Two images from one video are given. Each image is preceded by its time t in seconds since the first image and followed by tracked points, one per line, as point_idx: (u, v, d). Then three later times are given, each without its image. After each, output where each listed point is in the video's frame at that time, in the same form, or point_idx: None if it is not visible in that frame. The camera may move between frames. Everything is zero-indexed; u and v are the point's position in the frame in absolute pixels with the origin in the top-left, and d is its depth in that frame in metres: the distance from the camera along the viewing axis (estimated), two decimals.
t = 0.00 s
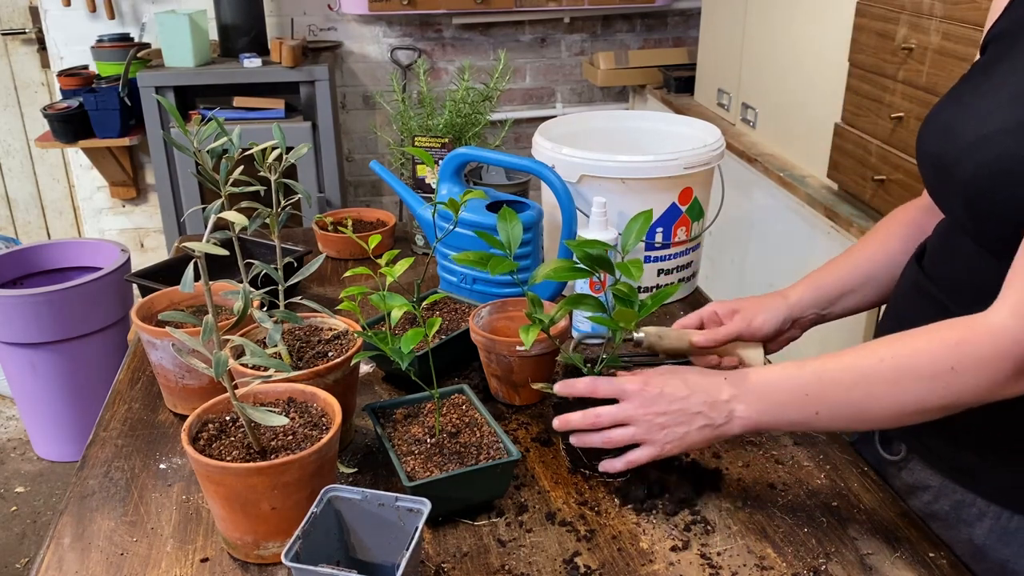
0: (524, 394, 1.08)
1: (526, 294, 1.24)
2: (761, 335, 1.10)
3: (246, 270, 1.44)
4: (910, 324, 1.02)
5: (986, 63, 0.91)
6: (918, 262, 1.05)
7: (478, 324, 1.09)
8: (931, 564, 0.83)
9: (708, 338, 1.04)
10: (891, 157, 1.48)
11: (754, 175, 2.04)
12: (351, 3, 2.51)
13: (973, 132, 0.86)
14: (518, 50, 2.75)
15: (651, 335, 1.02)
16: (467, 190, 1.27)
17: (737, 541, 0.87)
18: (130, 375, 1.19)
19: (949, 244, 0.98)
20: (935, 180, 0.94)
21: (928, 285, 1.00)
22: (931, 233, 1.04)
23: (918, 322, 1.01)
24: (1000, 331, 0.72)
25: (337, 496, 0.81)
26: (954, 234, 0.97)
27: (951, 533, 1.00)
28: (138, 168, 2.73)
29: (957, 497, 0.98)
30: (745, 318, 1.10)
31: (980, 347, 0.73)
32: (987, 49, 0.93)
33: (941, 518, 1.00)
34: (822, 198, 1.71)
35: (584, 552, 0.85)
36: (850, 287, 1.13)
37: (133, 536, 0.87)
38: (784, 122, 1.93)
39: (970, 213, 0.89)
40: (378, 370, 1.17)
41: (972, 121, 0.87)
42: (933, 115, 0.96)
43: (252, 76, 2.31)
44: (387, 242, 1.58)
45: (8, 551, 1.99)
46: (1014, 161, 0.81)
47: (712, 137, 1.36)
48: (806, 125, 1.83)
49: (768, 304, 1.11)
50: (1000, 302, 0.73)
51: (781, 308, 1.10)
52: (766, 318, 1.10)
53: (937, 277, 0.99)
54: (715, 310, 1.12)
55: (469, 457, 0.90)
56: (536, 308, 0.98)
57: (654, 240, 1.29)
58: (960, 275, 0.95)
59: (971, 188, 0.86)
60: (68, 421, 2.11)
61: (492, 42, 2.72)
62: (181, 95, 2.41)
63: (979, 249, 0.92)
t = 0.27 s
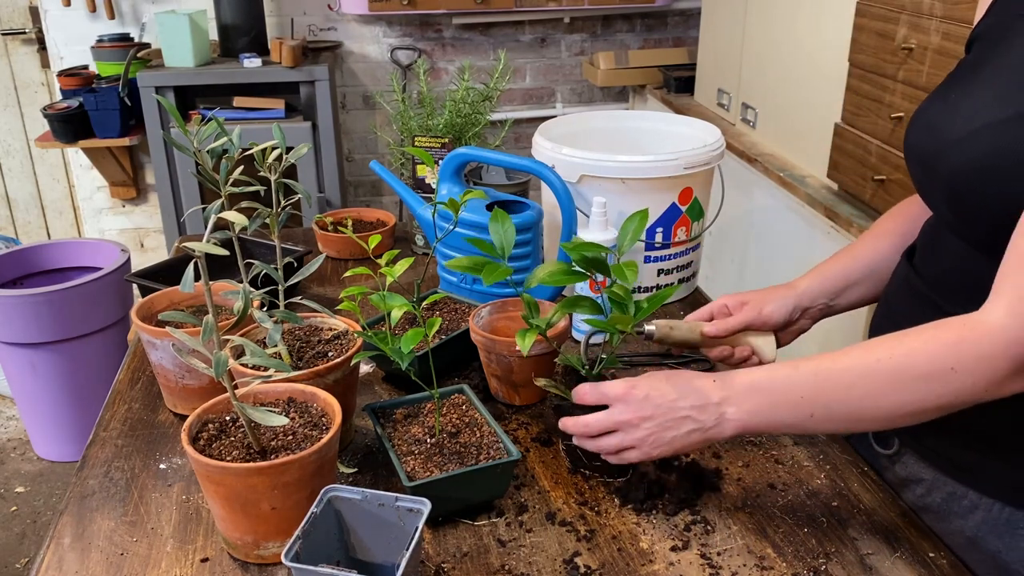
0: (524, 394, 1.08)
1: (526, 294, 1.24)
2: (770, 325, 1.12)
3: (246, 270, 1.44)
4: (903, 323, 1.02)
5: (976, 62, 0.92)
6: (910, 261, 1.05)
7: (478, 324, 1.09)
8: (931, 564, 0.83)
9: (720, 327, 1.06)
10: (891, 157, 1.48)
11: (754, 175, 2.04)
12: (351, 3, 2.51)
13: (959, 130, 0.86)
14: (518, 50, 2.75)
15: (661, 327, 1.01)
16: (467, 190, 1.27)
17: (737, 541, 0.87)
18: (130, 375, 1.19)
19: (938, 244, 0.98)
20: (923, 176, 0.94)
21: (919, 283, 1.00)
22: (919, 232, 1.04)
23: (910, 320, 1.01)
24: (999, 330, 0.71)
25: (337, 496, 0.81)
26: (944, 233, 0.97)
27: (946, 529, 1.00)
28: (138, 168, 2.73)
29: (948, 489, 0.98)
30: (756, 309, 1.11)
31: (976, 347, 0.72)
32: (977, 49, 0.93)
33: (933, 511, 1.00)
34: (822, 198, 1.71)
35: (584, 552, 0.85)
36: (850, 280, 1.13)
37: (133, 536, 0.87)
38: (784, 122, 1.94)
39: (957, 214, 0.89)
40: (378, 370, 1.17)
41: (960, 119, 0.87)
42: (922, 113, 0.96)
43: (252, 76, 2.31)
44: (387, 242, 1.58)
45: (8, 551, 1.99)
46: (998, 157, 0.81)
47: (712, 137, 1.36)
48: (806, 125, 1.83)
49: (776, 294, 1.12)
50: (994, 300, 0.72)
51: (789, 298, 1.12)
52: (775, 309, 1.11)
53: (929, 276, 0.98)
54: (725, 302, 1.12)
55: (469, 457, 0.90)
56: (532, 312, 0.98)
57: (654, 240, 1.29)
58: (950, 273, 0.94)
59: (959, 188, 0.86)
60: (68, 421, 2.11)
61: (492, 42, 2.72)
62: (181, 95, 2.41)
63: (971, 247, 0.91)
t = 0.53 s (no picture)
0: (524, 394, 1.08)
1: (526, 294, 1.24)
2: (770, 320, 1.12)
3: (246, 270, 1.44)
4: (900, 319, 1.02)
5: (963, 62, 0.92)
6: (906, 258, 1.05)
7: (478, 324, 1.09)
8: (931, 564, 0.83)
9: (721, 322, 1.07)
10: (891, 157, 1.48)
11: (754, 175, 2.04)
12: (351, 3, 2.51)
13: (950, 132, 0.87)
14: (518, 50, 2.75)
15: (660, 325, 1.03)
16: (467, 190, 1.27)
17: (737, 541, 0.87)
18: (130, 375, 1.19)
19: (933, 244, 0.98)
20: (918, 176, 0.94)
21: (917, 281, 1.00)
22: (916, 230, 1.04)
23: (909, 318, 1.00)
24: (999, 331, 0.72)
25: (337, 496, 0.81)
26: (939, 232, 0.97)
27: (946, 526, 1.00)
28: (138, 168, 2.73)
29: (946, 484, 0.98)
30: (755, 304, 1.12)
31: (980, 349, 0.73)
32: (964, 51, 0.93)
33: (931, 506, 1.00)
34: (822, 198, 1.71)
35: (584, 552, 0.85)
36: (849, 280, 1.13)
37: (133, 536, 0.87)
38: (784, 122, 1.93)
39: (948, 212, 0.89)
40: (378, 369, 1.17)
41: (952, 121, 0.87)
42: (913, 114, 0.96)
43: (252, 76, 2.31)
44: (386, 242, 1.58)
45: (8, 550, 1.99)
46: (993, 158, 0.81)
47: (712, 136, 1.36)
48: (806, 125, 1.83)
49: (776, 290, 1.13)
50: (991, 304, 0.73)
51: (789, 293, 1.12)
52: (774, 304, 1.12)
53: (927, 275, 0.98)
54: (725, 300, 1.12)
55: (469, 457, 0.90)
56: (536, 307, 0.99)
57: (654, 240, 1.29)
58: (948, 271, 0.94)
59: (952, 188, 0.86)
60: (68, 422, 2.11)
61: (492, 42, 2.72)
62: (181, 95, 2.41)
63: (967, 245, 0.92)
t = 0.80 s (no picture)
0: (524, 394, 1.08)
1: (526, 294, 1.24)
2: (781, 319, 1.12)
3: (246, 270, 1.44)
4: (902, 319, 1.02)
5: (961, 62, 0.92)
6: (909, 257, 1.05)
7: (479, 324, 1.09)
8: (931, 564, 0.83)
9: (730, 326, 1.07)
10: (891, 157, 1.48)
11: (754, 175, 2.04)
12: (351, 4, 2.51)
13: (947, 134, 0.87)
14: (518, 50, 2.75)
15: (671, 336, 1.08)
16: (467, 190, 1.27)
17: (737, 541, 0.87)
18: (130, 375, 1.19)
19: (935, 244, 0.98)
20: (920, 179, 0.94)
21: (921, 282, 0.99)
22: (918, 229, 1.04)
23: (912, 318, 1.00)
24: (954, 309, 0.71)
25: (337, 496, 0.81)
26: (939, 232, 0.97)
27: (948, 524, 1.00)
28: (138, 168, 2.73)
29: (953, 482, 0.98)
30: (765, 303, 1.12)
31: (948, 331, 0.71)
32: (959, 52, 0.94)
33: (939, 505, 1.00)
34: (822, 198, 1.71)
35: (584, 552, 0.85)
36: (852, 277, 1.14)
37: (133, 536, 0.87)
38: (784, 122, 1.93)
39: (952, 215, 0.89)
40: (378, 370, 1.17)
41: (947, 121, 0.87)
42: (912, 115, 0.96)
43: (252, 76, 2.31)
44: (387, 242, 1.58)
45: (8, 550, 1.99)
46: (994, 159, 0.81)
47: (712, 136, 1.36)
48: (806, 125, 1.83)
49: (785, 289, 1.13)
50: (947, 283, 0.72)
51: (797, 291, 1.12)
52: (783, 302, 1.12)
53: (930, 274, 0.98)
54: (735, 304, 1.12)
55: (469, 457, 0.90)
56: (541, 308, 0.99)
57: (654, 240, 1.29)
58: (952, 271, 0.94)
59: (954, 190, 0.87)
60: (69, 422, 2.11)
61: (492, 42, 2.72)
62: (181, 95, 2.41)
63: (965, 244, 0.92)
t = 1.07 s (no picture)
0: (524, 394, 1.08)
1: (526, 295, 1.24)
2: (777, 312, 1.13)
3: (246, 270, 1.44)
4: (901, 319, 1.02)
5: (962, 62, 0.92)
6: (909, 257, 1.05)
7: (479, 324, 1.09)
8: (931, 564, 0.83)
9: (726, 317, 1.07)
10: (891, 157, 1.48)
11: (754, 175, 2.04)
12: (350, 3, 2.51)
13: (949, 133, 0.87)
14: (518, 50, 2.75)
15: (665, 325, 1.06)
16: (467, 190, 1.27)
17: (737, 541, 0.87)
18: (130, 375, 1.19)
19: (935, 246, 0.98)
20: (919, 180, 0.94)
21: (921, 282, 0.99)
22: (918, 229, 1.04)
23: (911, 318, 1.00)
24: (970, 324, 0.72)
25: (337, 496, 0.81)
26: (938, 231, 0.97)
27: (948, 524, 1.00)
28: (138, 168, 2.73)
29: (949, 480, 0.98)
30: (761, 297, 1.12)
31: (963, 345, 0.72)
32: (960, 51, 0.94)
33: (934, 502, 1.00)
34: (822, 198, 1.71)
35: (584, 552, 0.85)
36: (849, 274, 1.14)
37: (133, 536, 0.87)
38: (784, 122, 1.94)
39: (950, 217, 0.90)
40: (377, 369, 1.17)
41: (948, 122, 0.87)
42: (912, 117, 0.96)
43: (252, 76, 2.31)
44: (387, 242, 1.58)
45: (8, 551, 1.99)
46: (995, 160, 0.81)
47: (712, 136, 1.36)
48: (806, 125, 1.83)
49: (782, 283, 1.14)
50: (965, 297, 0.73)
51: (793, 286, 1.13)
52: (779, 297, 1.13)
53: (928, 275, 0.98)
54: (729, 297, 1.12)
55: (469, 457, 0.90)
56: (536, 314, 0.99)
57: (654, 240, 1.29)
58: (952, 272, 0.94)
59: (952, 190, 0.87)
60: (69, 422, 2.11)
61: (492, 42, 2.72)
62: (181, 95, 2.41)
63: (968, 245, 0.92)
